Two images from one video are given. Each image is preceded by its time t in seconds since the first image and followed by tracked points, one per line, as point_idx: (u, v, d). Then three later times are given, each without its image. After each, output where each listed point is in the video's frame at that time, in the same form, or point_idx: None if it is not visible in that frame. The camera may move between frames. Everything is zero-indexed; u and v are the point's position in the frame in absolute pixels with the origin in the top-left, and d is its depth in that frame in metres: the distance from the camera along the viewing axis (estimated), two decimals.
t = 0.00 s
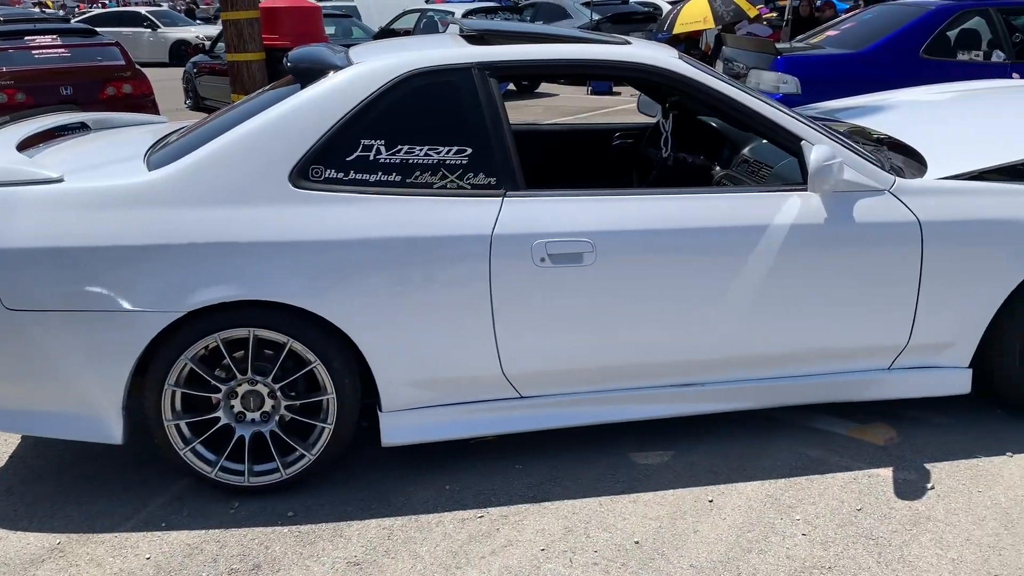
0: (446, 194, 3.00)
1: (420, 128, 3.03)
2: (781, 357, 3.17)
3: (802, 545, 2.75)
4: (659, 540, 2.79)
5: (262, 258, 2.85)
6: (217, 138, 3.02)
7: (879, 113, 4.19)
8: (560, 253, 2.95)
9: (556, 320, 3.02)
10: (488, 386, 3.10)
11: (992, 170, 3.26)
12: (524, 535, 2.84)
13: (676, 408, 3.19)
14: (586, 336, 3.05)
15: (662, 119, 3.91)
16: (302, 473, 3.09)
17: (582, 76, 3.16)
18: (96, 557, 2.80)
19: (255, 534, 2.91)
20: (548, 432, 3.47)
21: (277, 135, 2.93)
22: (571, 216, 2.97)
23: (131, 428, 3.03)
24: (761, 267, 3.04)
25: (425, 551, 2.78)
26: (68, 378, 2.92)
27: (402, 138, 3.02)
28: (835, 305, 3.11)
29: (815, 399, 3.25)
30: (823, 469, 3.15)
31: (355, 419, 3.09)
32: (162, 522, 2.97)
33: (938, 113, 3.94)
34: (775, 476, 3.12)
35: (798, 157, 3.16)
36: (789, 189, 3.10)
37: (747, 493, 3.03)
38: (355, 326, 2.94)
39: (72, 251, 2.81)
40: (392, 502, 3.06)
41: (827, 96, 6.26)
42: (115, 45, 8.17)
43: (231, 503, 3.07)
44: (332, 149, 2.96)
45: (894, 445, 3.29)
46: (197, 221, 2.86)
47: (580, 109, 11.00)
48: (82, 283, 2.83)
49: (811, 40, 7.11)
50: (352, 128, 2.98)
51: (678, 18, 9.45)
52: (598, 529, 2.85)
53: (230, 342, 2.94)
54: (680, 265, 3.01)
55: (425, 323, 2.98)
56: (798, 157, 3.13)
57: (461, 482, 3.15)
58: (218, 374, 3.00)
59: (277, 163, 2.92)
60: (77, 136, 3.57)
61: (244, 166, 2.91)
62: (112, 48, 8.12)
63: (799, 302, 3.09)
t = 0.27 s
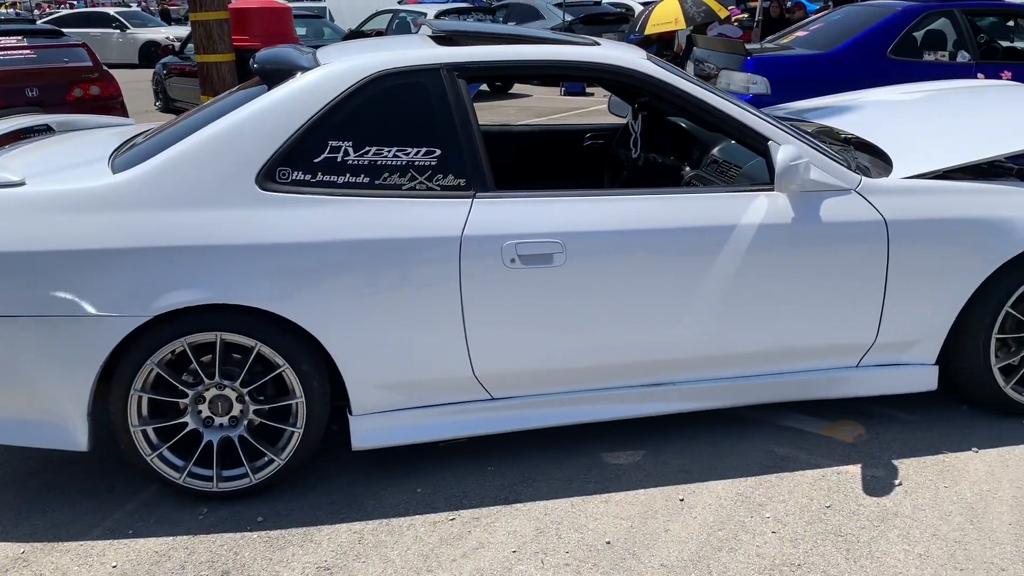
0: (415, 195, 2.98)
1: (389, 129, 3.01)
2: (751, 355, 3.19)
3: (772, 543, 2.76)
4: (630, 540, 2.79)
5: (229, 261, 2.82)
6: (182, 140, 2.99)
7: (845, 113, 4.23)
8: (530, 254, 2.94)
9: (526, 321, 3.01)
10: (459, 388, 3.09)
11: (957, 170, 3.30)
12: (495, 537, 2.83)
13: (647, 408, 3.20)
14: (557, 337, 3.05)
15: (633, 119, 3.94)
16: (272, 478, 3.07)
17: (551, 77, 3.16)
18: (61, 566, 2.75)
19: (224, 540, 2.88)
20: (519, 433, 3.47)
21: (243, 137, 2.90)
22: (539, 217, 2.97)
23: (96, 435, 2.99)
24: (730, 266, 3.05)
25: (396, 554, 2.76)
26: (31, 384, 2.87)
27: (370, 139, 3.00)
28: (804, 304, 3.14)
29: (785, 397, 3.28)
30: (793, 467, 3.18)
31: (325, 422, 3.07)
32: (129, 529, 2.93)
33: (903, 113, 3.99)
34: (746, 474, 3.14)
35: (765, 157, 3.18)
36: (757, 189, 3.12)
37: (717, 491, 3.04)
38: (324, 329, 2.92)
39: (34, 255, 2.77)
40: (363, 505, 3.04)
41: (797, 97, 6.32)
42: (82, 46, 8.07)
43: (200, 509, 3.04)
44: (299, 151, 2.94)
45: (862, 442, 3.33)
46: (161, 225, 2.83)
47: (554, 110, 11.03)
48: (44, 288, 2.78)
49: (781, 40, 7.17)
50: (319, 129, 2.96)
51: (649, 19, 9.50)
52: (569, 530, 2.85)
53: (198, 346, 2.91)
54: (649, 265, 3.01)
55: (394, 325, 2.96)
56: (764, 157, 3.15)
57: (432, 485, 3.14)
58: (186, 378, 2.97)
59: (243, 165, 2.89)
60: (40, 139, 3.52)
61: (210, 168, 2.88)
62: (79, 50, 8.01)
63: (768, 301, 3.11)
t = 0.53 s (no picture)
0: (385, 197, 2.97)
1: (357, 130, 2.99)
2: (721, 353, 3.20)
3: (743, 540, 2.78)
4: (602, 540, 2.79)
5: (195, 265, 2.79)
6: (147, 142, 2.96)
7: (813, 113, 4.27)
8: (500, 255, 2.94)
9: (496, 323, 3.01)
10: (430, 390, 3.08)
11: (922, 169, 3.34)
12: (467, 539, 2.82)
13: (618, 407, 3.20)
14: (527, 338, 3.05)
15: (603, 119, 3.96)
16: (242, 482, 3.04)
17: (521, 78, 3.15)
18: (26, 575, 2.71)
19: (193, 546, 2.85)
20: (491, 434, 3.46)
21: (210, 139, 2.88)
22: (509, 217, 2.96)
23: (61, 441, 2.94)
24: (700, 266, 3.06)
25: (367, 557, 2.75)
26: None
27: (338, 141, 2.98)
28: (773, 303, 3.16)
29: (755, 395, 3.30)
30: (764, 465, 3.20)
31: (295, 426, 3.05)
32: (97, 536, 2.90)
33: (869, 113, 4.03)
34: (717, 472, 3.16)
35: (733, 157, 3.20)
36: (725, 189, 3.14)
37: (689, 489, 3.06)
38: (293, 333, 2.90)
39: None
40: (334, 509, 3.02)
41: (768, 97, 6.37)
42: (49, 47, 7.96)
43: (169, 515, 3.01)
44: (267, 152, 2.92)
45: (832, 439, 3.36)
46: (127, 228, 2.79)
47: (529, 111, 11.04)
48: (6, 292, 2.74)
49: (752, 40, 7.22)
50: (287, 130, 2.93)
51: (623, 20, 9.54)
52: (542, 531, 2.85)
53: (165, 350, 2.87)
54: (620, 266, 3.02)
55: (365, 328, 2.95)
56: (732, 157, 3.16)
57: (405, 488, 3.12)
58: (153, 383, 2.93)
59: (210, 168, 2.87)
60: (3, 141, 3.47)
61: (176, 171, 2.85)
62: (46, 50, 7.91)
63: (738, 300, 3.13)
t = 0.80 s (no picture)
0: (355, 198, 2.95)
1: (327, 131, 2.97)
2: (694, 352, 3.22)
3: (715, 538, 2.79)
4: (576, 540, 2.79)
5: (163, 268, 2.76)
6: (114, 144, 2.92)
7: (785, 113, 4.30)
8: (472, 255, 2.93)
9: (469, 323, 3.00)
10: (403, 392, 3.07)
11: (891, 167, 3.37)
12: (441, 541, 2.81)
13: (592, 407, 3.21)
14: (500, 339, 3.04)
15: (576, 120, 3.97)
16: (212, 487, 3.02)
17: (492, 78, 3.15)
18: None
19: (163, 552, 2.81)
20: (464, 436, 3.46)
21: (178, 140, 2.85)
22: (480, 218, 2.95)
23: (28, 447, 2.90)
24: (672, 266, 3.07)
25: (340, 561, 2.73)
26: None
27: (308, 141, 2.95)
28: (744, 302, 3.17)
29: (727, 394, 3.31)
30: (736, 463, 3.21)
31: (266, 430, 3.02)
32: (65, 543, 2.86)
33: (839, 113, 4.06)
34: (691, 471, 3.17)
35: (704, 157, 3.21)
36: (696, 189, 3.15)
37: (662, 488, 3.07)
38: (263, 336, 2.87)
39: None
40: (307, 513, 3.00)
41: (740, 97, 6.41)
42: (16, 47, 7.86)
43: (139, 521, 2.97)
44: (236, 153, 2.89)
45: (803, 436, 3.38)
46: (92, 231, 2.76)
47: (504, 111, 11.03)
48: None
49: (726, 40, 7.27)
50: (256, 131, 2.91)
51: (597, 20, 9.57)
52: (516, 532, 2.85)
53: (133, 355, 2.84)
54: (592, 265, 3.02)
55: (336, 330, 2.93)
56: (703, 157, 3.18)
57: (378, 491, 3.11)
58: (122, 388, 2.90)
59: (178, 170, 2.84)
60: None
61: (143, 173, 2.81)
62: (14, 51, 7.80)
63: (709, 300, 3.14)
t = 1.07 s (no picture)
0: (327, 200, 2.94)
1: (299, 133, 2.95)
2: (668, 352, 3.23)
3: (690, 537, 2.80)
4: (551, 542, 2.79)
5: (132, 271, 2.73)
6: (83, 146, 2.89)
7: (759, 113, 4.32)
8: (446, 257, 2.92)
9: (443, 325, 2.99)
10: (377, 395, 3.06)
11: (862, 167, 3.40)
12: (416, 544, 2.80)
13: (567, 407, 3.21)
14: (474, 341, 3.04)
15: (550, 121, 3.97)
16: (185, 492, 2.99)
17: (465, 79, 3.14)
18: None
19: (134, 558, 2.78)
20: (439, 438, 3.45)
21: (147, 143, 2.82)
22: (454, 219, 2.94)
23: None
24: (645, 267, 3.08)
25: (314, 565, 2.72)
26: None
27: (279, 143, 2.93)
28: (717, 302, 3.19)
29: (702, 393, 3.33)
30: (711, 462, 3.23)
31: (239, 435, 3.00)
32: (34, 551, 2.82)
33: (812, 113, 4.09)
34: (666, 471, 3.18)
35: (677, 158, 3.23)
36: (669, 190, 3.16)
37: (638, 488, 3.07)
38: (235, 339, 2.85)
39: None
40: (281, 517, 2.99)
41: (715, 97, 6.45)
42: None
43: (111, 528, 2.94)
44: (206, 155, 2.87)
45: (777, 435, 3.40)
46: (60, 234, 2.72)
47: (482, 112, 11.04)
48: None
49: (702, 41, 7.30)
50: (227, 133, 2.88)
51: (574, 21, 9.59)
52: (490, 534, 2.84)
53: (103, 360, 2.80)
54: (566, 267, 3.02)
55: (309, 333, 2.91)
56: (675, 158, 3.19)
57: (354, 495, 3.10)
58: (92, 394, 2.86)
59: (147, 173, 2.81)
60: None
61: (112, 176, 2.78)
62: None
63: (683, 300, 3.16)
